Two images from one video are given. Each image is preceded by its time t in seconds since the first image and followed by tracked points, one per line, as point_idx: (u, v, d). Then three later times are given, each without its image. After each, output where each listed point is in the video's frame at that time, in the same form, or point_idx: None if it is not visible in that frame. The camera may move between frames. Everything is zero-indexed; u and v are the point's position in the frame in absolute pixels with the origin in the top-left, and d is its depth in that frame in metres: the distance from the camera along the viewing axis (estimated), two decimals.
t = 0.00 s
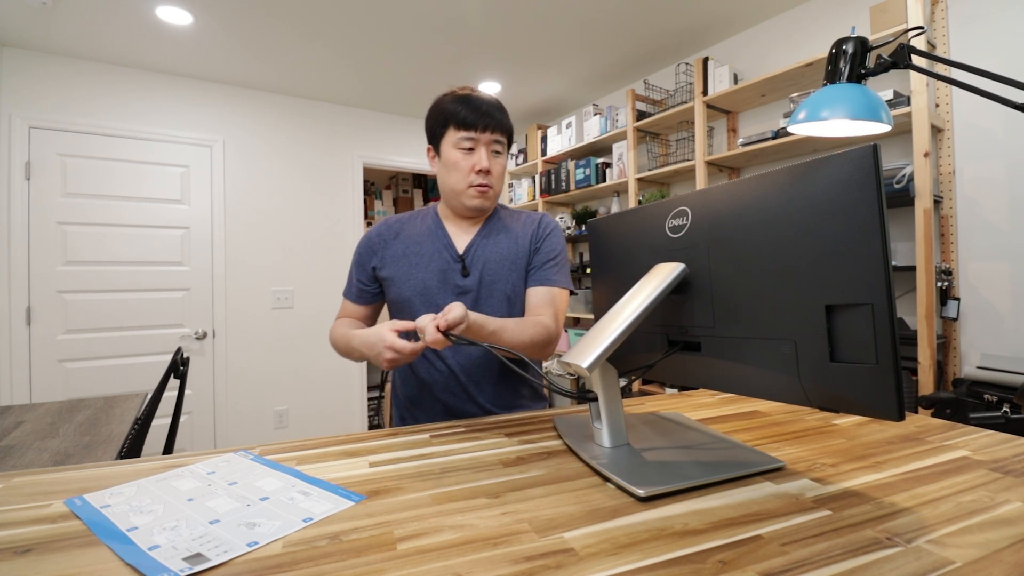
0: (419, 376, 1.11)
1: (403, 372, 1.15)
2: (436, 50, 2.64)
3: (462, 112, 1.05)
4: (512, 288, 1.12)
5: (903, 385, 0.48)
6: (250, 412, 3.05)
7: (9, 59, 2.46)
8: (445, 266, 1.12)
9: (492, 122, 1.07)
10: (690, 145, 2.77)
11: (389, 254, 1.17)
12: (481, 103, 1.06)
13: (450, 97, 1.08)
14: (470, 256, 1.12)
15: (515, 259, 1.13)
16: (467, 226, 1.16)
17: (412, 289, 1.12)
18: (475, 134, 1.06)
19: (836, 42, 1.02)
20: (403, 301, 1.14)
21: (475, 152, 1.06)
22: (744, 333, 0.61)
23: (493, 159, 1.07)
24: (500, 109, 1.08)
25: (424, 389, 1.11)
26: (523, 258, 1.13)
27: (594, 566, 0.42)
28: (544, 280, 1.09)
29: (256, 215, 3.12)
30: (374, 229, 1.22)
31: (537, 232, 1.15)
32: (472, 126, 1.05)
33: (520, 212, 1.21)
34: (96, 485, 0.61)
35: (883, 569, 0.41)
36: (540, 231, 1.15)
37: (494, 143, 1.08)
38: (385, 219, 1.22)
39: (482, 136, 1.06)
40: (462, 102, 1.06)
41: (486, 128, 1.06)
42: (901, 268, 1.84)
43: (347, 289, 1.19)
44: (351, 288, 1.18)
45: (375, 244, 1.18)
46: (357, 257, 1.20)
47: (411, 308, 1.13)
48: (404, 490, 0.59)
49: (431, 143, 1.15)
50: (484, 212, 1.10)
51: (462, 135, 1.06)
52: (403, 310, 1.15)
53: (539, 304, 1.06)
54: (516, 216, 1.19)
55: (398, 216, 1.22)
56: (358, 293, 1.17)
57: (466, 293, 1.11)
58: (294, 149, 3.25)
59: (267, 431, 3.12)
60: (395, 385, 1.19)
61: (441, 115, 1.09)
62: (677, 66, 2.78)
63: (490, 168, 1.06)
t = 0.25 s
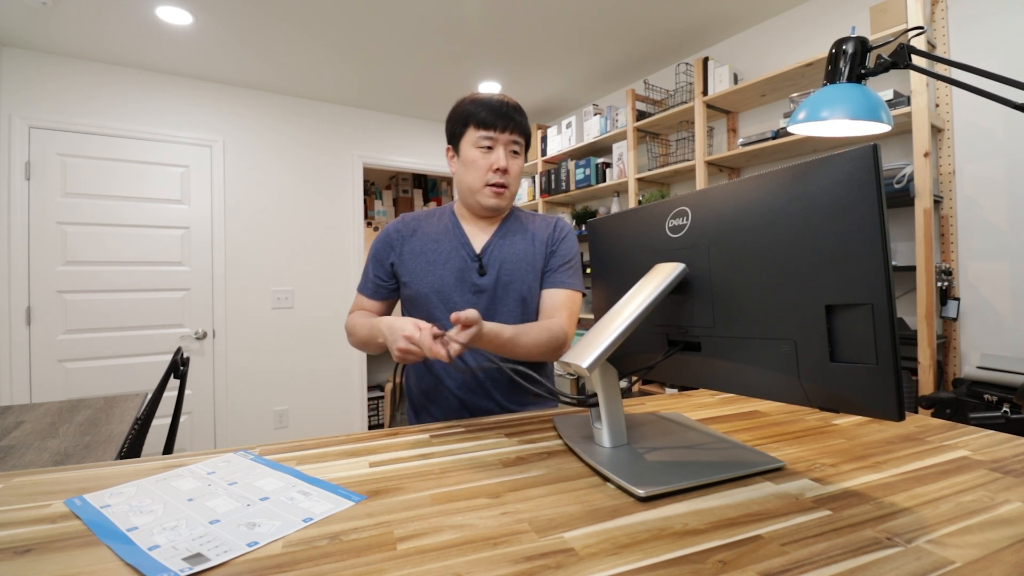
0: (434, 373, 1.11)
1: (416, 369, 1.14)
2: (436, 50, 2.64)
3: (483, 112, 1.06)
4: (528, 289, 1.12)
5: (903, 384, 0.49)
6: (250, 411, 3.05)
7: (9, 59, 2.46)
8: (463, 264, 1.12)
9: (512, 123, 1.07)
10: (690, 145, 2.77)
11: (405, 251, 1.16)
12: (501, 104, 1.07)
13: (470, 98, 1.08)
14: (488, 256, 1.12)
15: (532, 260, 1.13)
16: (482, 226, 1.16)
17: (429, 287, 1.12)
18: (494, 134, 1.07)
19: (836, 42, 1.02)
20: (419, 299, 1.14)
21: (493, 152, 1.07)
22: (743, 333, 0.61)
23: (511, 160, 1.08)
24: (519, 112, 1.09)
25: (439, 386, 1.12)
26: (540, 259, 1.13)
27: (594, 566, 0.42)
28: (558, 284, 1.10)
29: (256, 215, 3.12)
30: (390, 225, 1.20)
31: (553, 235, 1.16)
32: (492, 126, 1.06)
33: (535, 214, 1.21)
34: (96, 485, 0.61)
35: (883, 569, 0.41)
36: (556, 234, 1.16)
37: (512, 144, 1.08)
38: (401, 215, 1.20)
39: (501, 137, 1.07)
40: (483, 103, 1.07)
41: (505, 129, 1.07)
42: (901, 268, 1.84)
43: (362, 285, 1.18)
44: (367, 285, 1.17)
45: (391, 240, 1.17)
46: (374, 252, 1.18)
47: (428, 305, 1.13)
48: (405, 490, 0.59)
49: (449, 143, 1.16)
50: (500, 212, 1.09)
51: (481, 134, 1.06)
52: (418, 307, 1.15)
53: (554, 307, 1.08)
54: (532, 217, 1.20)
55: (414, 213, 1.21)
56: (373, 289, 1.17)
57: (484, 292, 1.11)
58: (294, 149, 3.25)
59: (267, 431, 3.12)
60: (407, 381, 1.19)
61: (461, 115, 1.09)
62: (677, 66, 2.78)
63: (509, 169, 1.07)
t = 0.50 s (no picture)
0: (450, 371, 1.11)
1: (430, 367, 1.13)
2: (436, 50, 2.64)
3: (494, 116, 1.07)
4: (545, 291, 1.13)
5: (904, 385, 0.48)
6: (250, 411, 3.05)
7: (9, 59, 2.46)
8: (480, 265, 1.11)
9: (523, 127, 1.08)
10: (690, 145, 2.77)
11: (419, 250, 1.15)
12: (512, 108, 1.07)
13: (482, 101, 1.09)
14: (505, 258, 1.12)
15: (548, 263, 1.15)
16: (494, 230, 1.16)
17: (444, 287, 1.11)
18: (505, 138, 1.07)
19: (836, 42, 1.02)
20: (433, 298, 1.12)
21: (504, 155, 1.07)
22: (744, 333, 0.61)
23: (521, 163, 1.08)
24: (529, 115, 1.10)
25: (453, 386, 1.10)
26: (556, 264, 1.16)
27: (595, 566, 0.42)
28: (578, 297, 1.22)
29: (256, 215, 3.12)
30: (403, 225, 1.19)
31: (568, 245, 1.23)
32: (503, 129, 1.07)
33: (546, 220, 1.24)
34: (96, 485, 0.61)
35: (883, 569, 0.41)
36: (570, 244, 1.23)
37: (523, 147, 1.09)
38: (414, 215, 1.20)
39: (512, 141, 1.08)
40: (494, 106, 1.07)
41: (516, 133, 1.07)
42: (901, 268, 1.84)
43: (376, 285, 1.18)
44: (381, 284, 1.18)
45: (405, 241, 1.16)
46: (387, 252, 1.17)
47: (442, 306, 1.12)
48: (404, 490, 0.59)
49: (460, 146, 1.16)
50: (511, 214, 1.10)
51: (492, 138, 1.07)
52: (431, 307, 1.14)
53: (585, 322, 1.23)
54: (545, 223, 1.22)
55: (427, 213, 1.20)
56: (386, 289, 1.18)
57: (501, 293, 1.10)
58: (294, 149, 3.25)
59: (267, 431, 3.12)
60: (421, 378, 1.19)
61: (472, 118, 1.10)
62: (677, 66, 2.78)
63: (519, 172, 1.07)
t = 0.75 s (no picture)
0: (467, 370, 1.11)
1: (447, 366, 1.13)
2: (435, 51, 2.64)
3: (500, 117, 1.07)
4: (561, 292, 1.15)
5: (904, 384, 0.48)
6: (250, 411, 3.05)
7: (9, 59, 2.46)
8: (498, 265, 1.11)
9: (529, 125, 1.08)
10: (690, 145, 2.77)
11: (436, 249, 1.14)
12: (518, 108, 1.07)
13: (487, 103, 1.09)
14: (523, 258, 1.13)
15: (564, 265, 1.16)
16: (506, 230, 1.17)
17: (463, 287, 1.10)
18: (512, 139, 1.07)
19: (836, 42, 1.02)
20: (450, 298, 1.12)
21: (512, 156, 1.07)
22: (744, 334, 0.61)
23: (529, 163, 1.08)
24: (536, 113, 1.09)
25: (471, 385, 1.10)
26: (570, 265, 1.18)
27: (595, 566, 0.42)
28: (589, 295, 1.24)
29: (255, 215, 3.12)
30: (417, 224, 1.18)
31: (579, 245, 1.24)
32: (510, 130, 1.07)
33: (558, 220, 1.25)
34: (96, 485, 0.61)
35: (883, 569, 0.41)
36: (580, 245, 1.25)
37: (531, 147, 1.09)
38: (428, 214, 1.19)
39: (520, 141, 1.08)
40: (500, 107, 1.07)
41: (522, 132, 1.07)
42: (901, 268, 1.84)
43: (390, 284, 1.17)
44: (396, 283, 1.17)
45: (422, 239, 1.15)
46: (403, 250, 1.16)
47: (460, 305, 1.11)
48: (404, 490, 0.59)
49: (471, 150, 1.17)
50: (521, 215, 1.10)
51: (499, 140, 1.08)
52: (450, 306, 1.13)
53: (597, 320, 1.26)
54: (556, 224, 1.23)
55: (440, 212, 1.19)
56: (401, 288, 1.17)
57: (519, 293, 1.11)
58: (294, 150, 3.25)
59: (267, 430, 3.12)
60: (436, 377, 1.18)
61: (479, 121, 1.10)
62: (677, 66, 2.78)
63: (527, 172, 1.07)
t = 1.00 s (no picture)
0: (451, 370, 1.11)
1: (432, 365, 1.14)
2: (435, 50, 2.64)
3: (494, 117, 1.06)
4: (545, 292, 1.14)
5: (904, 384, 0.48)
6: (250, 411, 3.05)
7: (9, 59, 2.46)
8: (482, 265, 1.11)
9: (524, 127, 1.07)
10: (690, 145, 2.77)
11: (421, 249, 1.14)
12: (513, 109, 1.06)
13: (482, 101, 1.08)
14: (506, 258, 1.12)
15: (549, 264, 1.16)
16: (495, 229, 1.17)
17: (446, 286, 1.11)
18: (505, 138, 1.07)
19: (836, 42, 1.02)
20: (434, 298, 1.12)
21: (505, 156, 1.07)
22: (744, 334, 0.61)
23: (522, 163, 1.08)
24: (531, 114, 1.09)
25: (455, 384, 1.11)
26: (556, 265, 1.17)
27: (595, 566, 0.42)
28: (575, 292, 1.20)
29: (256, 215, 3.12)
30: (404, 224, 1.19)
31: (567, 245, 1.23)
32: (503, 130, 1.06)
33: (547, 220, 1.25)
34: (96, 485, 0.61)
35: (883, 569, 0.41)
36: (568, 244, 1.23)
37: (524, 147, 1.08)
38: (415, 214, 1.19)
39: (513, 141, 1.07)
40: (495, 107, 1.06)
41: (517, 133, 1.06)
42: (901, 268, 1.84)
43: (375, 283, 1.17)
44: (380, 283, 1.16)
45: (407, 239, 1.15)
46: (389, 250, 1.16)
47: (443, 305, 1.12)
48: (404, 490, 0.59)
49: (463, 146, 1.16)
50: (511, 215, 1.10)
51: (493, 139, 1.07)
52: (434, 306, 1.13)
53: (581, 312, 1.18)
54: (546, 223, 1.22)
55: (427, 212, 1.20)
56: (387, 286, 1.16)
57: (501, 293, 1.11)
58: (295, 150, 3.25)
59: (267, 430, 3.12)
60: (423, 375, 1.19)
61: (473, 119, 1.10)
62: (677, 66, 2.78)
63: (519, 172, 1.07)
